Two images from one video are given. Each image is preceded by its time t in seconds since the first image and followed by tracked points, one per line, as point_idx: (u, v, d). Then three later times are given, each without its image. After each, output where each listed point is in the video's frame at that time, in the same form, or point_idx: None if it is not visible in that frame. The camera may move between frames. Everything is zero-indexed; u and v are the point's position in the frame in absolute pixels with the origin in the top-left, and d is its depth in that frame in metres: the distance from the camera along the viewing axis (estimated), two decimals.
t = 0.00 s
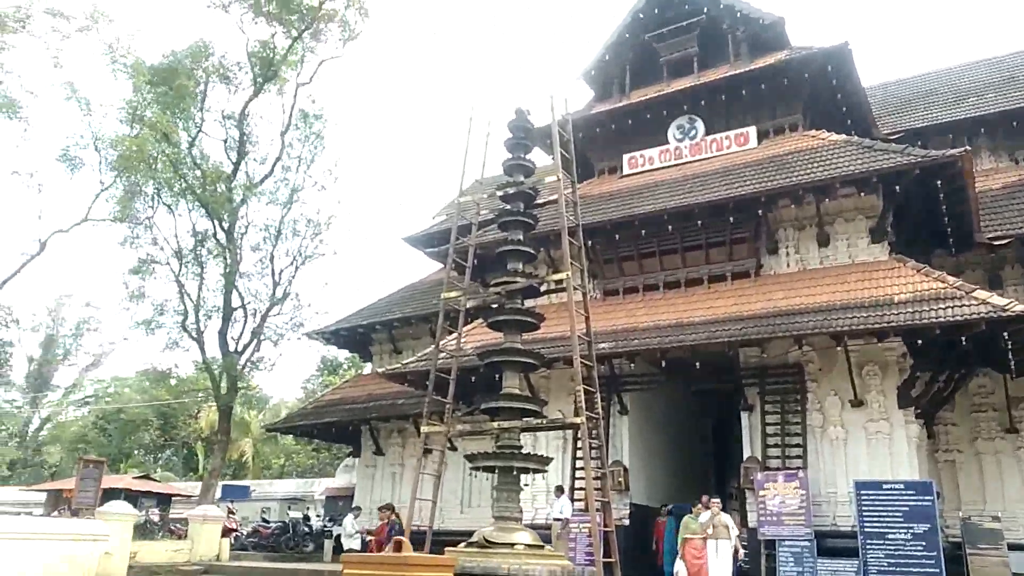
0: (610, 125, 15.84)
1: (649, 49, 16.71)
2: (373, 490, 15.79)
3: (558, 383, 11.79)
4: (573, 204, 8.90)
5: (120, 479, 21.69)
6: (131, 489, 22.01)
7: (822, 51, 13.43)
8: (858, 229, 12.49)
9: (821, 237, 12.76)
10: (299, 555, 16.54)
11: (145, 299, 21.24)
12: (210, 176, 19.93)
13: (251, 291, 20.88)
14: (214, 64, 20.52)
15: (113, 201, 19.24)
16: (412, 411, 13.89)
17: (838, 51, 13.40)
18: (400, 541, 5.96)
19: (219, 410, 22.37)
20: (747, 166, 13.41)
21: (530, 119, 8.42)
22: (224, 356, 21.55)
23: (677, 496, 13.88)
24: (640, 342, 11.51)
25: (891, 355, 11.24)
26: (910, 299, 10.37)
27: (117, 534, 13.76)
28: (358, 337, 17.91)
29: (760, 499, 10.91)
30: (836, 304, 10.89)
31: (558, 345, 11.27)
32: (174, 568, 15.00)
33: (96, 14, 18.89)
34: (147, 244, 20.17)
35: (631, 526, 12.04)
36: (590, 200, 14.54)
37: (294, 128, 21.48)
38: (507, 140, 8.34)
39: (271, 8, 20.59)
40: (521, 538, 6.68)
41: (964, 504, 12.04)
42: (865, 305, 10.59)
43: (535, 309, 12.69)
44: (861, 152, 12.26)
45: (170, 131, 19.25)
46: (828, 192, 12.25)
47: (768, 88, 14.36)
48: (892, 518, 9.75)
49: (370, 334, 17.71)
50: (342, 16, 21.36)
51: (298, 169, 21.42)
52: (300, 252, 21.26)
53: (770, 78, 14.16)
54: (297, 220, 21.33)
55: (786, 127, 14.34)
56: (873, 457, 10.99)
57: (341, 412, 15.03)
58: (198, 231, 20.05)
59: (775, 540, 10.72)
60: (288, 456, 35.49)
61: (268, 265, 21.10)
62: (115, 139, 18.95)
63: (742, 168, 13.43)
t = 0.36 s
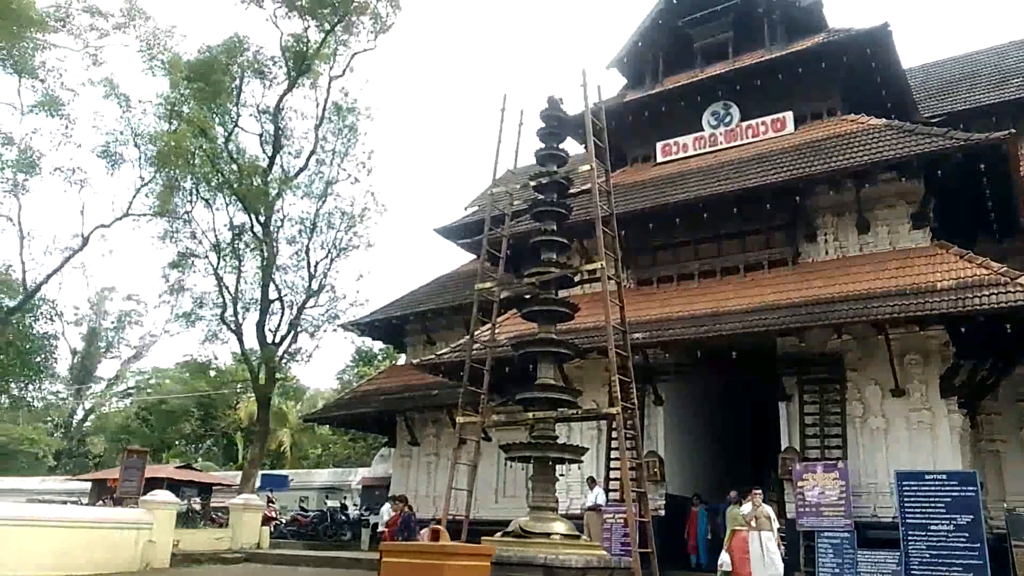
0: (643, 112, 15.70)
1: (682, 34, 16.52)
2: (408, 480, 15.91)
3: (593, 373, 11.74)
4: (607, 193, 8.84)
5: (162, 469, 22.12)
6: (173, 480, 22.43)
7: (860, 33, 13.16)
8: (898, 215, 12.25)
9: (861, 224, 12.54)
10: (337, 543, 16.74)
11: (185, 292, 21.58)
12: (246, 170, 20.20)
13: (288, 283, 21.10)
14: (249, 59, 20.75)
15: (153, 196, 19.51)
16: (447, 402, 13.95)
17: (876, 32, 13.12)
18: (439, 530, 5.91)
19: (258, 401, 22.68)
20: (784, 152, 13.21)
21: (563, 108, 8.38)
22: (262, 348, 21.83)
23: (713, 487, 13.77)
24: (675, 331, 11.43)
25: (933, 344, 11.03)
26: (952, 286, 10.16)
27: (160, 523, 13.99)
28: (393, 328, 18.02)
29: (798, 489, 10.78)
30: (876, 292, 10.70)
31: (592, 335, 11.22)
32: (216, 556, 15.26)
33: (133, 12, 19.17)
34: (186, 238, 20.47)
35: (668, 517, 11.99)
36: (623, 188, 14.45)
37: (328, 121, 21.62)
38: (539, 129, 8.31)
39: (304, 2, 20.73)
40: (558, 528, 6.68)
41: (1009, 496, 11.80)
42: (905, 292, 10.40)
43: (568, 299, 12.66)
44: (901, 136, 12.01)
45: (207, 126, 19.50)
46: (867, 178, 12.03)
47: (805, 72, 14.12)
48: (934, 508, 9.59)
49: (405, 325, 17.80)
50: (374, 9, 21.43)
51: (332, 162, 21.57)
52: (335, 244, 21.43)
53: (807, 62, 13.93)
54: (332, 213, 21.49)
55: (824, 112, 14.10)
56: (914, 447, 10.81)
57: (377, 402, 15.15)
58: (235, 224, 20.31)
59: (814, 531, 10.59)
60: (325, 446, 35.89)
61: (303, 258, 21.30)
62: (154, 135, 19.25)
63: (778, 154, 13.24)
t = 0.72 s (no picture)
0: (673, 104, 15.61)
1: (712, 25, 16.36)
2: (442, 476, 15.97)
3: (626, 368, 11.69)
4: (638, 187, 8.79)
5: (200, 467, 22.45)
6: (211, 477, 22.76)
7: (893, 19, 12.94)
8: (936, 204, 12.04)
9: (898, 213, 12.33)
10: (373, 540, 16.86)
11: (220, 292, 21.87)
12: (279, 171, 20.49)
13: (321, 282, 21.30)
14: (279, 61, 21.04)
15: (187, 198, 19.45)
16: (479, 398, 13.98)
17: (910, 18, 12.89)
18: (473, 527, 5.97)
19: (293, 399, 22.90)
20: (816, 143, 13.05)
21: (592, 103, 8.34)
22: (297, 347, 22.06)
23: (749, 482, 13.64)
24: (708, 324, 11.36)
25: (975, 334, 10.81)
26: (992, 275, 9.94)
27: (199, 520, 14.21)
28: (425, 325, 18.09)
29: (836, 484, 10.65)
30: (913, 282, 10.52)
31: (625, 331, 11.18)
32: (254, 552, 15.47)
33: (165, 17, 19.43)
34: (221, 240, 20.75)
35: (703, 511, 11.91)
36: (654, 181, 14.40)
37: (358, 121, 21.75)
38: (568, 124, 8.29)
39: (332, 3, 20.90)
40: (593, 524, 6.66)
41: None
42: (944, 282, 10.21)
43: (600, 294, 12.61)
44: (938, 124, 11.79)
45: (239, 128, 19.74)
46: (903, 167, 11.84)
47: (837, 60, 13.92)
48: (976, 502, 9.42)
49: (437, 322, 17.86)
50: (401, 8, 21.51)
51: (362, 162, 21.70)
52: (367, 244, 21.58)
53: (840, 50, 13.72)
54: (363, 212, 21.63)
55: (858, 101, 13.88)
56: (956, 440, 10.61)
57: (410, 399, 15.23)
58: (269, 225, 20.53)
59: (853, 526, 10.45)
60: (359, 444, 36.12)
61: (336, 257, 21.48)
62: (188, 138, 19.52)
63: (811, 145, 13.08)
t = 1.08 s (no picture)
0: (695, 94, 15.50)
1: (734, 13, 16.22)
2: (466, 469, 16.03)
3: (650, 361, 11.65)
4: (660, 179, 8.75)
5: (228, 460, 22.72)
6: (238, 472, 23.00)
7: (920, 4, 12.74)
8: (965, 192, 11.87)
9: (926, 202, 12.17)
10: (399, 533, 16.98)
11: (246, 288, 22.07)
12: (302, 167, 20.64)
13: (344, 277, 21.43)
14: (301, 58, 21.18)
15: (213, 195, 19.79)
16: (503, 391, 14.00)
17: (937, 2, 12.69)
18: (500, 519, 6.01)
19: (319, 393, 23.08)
20: (841, 131, 12.89)
21: (613, 94, 8.31)
22: (322, 342, 22.22)
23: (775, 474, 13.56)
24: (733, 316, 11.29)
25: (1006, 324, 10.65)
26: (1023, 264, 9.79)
27: (228, 513, 14.40)
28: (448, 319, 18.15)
29: (865, 476, 10.63)
30: (941, 271, 10.39)
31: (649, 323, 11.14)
32: (282, 545, 15.65)
33: (188, 15, 19.61)
34: (246, 237, 20.93)
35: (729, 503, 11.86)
36: (676, 172, 14.32)
37: (379, 116, 21.83)
38: (589, 116, 8.26)
39: None
40: (619, 517, 6.66)
41: None
42: (973, 271, 10.07)
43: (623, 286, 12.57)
44: (966, 110, 11.60)
45: (263, 125, 19.91)
46: (931, 154, 11.68)
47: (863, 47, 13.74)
48: (1010, 492, 9.31)
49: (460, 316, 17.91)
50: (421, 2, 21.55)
51: (384, 157, 21.78)
52: (389, 239, 21.67)
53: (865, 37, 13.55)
54: (386, 207, 21.72)
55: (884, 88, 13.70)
56: (987, 431, 10.48)
57: (433, 393, 15.29)
58: (292, 221, 20.68)
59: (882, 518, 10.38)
60: (384, 437, 36.36)
61: (358, 252, 21.59)
62: (212, 136, 19.68)
63: (836, 133, 12.92)
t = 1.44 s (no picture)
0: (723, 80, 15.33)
1: None
2: (495, 458, 16.10)
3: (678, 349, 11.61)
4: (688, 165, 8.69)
5: (259, 450, 23.01)
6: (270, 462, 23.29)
7: None
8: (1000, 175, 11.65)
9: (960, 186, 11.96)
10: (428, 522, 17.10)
11: (275, 280, 22.28)
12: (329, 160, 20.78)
13: (372, 269, 21.54)
14: (327, 50, 21.26)
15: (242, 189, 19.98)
16: (531, 380, 14.01)
17: None
18: (529, 507, 6.02)
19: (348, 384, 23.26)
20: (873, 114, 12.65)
21: (639, 80, 8.26)
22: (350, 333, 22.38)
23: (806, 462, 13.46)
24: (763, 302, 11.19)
25: None
26: None
27: (261, 502, 14.59)
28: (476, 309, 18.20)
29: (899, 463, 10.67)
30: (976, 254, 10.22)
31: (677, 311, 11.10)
32: (313, 534, 15.83)
33: (215, 10, 19.77)
34: (275, 230, 21.12)
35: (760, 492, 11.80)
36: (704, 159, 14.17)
37: (404, 107, 21.88)
38: (616, 104, 8.22)
39: None
40: (648, 505, 6.63)
41: None
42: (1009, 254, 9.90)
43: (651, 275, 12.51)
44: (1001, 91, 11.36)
45: (290, 119, 20.06)
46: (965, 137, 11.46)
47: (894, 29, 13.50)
48: None
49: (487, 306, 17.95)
50: None
51: (410, 148, 21.83)
52: (416, 230, 21.74)
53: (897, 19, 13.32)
54: (412, 199, 21.79)
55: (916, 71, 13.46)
56: None
57: (462, 382, 15.35)
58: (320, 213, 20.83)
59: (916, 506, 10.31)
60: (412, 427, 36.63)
61: (385, 244, 21.70)
62: (240, 130, 19.85)
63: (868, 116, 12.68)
